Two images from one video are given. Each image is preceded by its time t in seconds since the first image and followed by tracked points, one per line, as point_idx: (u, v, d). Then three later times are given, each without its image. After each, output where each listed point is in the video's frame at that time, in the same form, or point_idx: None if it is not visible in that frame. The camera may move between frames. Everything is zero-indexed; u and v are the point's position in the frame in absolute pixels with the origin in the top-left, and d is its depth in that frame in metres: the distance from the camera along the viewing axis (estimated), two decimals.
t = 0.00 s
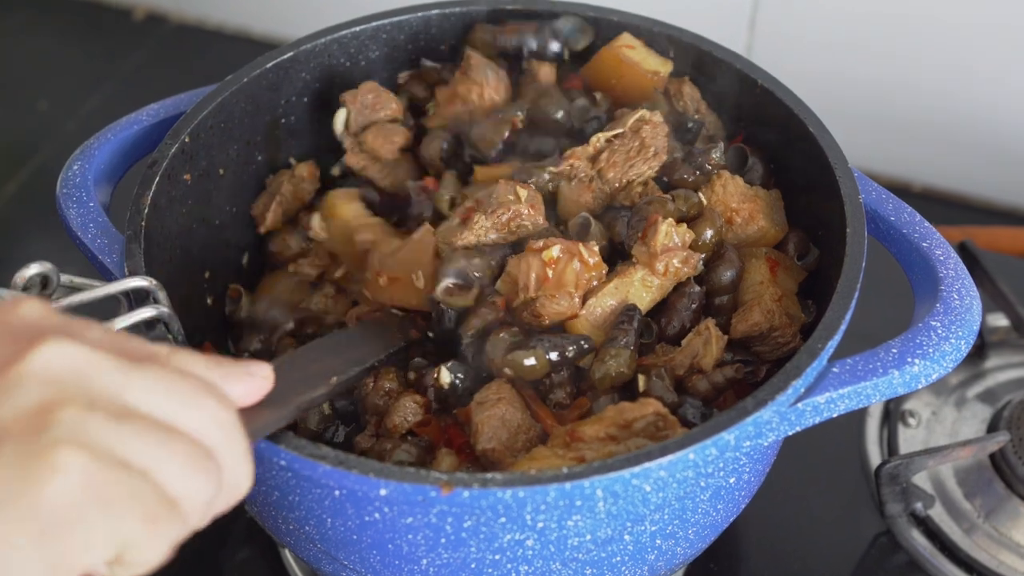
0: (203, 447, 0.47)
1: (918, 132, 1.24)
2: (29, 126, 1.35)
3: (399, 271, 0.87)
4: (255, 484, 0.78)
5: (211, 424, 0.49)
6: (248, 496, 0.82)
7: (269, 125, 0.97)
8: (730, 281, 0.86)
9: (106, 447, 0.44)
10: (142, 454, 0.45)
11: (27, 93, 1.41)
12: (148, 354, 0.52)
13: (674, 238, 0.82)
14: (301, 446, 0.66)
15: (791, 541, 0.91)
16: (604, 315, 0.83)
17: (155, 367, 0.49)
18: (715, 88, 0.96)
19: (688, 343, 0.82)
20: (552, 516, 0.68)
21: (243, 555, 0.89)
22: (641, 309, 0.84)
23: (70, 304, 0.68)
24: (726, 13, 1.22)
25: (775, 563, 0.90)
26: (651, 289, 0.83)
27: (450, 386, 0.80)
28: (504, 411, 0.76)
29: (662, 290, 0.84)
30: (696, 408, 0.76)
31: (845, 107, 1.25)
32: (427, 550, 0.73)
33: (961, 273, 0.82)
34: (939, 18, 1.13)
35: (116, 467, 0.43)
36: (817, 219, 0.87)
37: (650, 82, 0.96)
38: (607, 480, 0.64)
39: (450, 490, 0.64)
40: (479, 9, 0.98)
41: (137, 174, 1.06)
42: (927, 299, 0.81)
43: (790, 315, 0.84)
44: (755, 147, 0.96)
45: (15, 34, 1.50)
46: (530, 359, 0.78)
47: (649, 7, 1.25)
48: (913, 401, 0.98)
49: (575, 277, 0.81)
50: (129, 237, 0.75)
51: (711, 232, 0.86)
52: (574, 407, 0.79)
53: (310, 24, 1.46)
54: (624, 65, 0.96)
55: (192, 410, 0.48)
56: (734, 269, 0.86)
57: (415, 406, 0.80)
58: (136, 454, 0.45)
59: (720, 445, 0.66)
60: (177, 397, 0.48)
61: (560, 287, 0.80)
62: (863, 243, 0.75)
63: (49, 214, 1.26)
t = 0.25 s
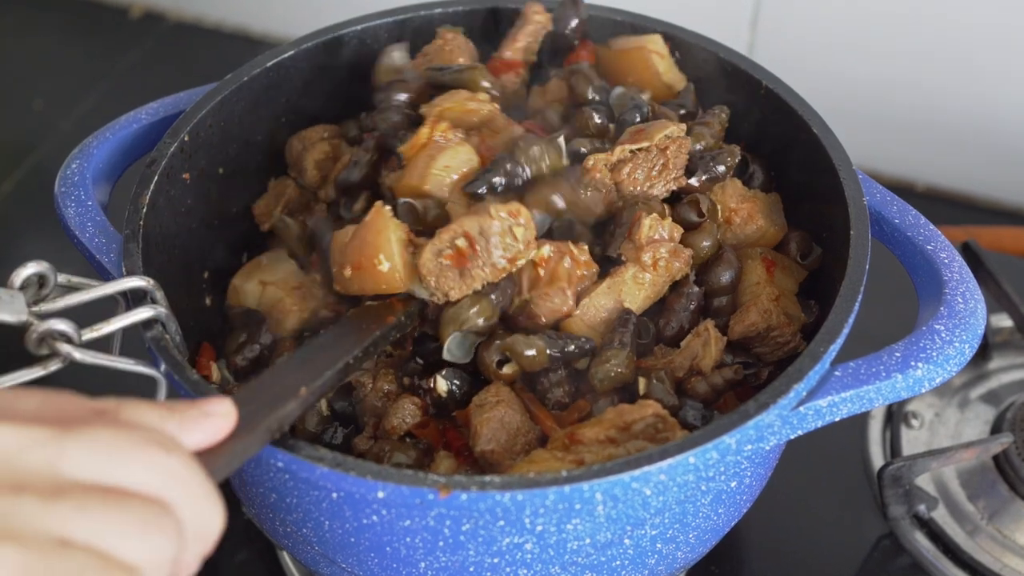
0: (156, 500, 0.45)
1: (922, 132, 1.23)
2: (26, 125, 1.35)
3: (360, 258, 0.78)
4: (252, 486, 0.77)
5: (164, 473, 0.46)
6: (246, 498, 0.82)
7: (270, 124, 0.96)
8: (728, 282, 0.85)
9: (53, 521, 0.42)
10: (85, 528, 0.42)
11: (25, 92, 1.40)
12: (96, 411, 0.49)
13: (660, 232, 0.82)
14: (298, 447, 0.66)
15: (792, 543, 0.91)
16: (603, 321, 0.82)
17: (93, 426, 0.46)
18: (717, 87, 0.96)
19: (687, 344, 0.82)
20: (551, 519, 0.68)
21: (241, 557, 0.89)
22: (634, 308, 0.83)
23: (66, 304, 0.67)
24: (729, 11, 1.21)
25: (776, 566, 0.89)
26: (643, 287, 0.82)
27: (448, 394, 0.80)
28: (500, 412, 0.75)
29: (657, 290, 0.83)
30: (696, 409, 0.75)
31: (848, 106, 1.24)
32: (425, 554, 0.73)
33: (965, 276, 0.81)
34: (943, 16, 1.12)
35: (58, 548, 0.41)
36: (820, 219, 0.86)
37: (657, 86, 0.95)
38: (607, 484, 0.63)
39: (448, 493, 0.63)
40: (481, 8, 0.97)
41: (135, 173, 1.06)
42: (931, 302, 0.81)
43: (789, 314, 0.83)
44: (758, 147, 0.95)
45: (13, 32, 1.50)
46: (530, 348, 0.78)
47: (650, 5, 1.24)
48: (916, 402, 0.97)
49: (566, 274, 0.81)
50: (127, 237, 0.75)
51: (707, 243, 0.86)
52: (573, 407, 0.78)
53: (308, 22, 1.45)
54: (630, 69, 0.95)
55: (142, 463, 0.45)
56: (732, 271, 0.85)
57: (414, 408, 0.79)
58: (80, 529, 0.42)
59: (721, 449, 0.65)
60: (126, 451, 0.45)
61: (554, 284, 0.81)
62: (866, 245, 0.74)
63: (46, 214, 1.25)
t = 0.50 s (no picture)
0: (155, 545, 0.42)
1: (925, 131, 1.23)
2: (23, 124, 1.34)
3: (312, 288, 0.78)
4: (250, 488, 0.77)
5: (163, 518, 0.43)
6: (244, 499, 0.81)
7: (269, 123, 0.95)
8: (727, 282, 0.85)
9: None
10: None
11: (21, 90, 1.40)
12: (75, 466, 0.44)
13: (650, 224, 0.82)
14: (297, 449, 0.65)
15: (794, 545, 0.90)
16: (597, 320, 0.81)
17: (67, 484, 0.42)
18: (719, 86, 0.95)
19: (687, 344, 0.81)
20: (551, 521, 0.67)
21: (240, 559, 0.88)
22: (630, 304, 0.82)
23: (63, 304, 0.67)
24: (730, 10, 1.20)
25: (779, 568, 0.89)
26: (638, 281, 0.81)
27: (448, 400, 0.79)
28: (499, 413, 0.75)
29: (654, 290, 0.83)
30: (697, 410, 0.75)
31: (850, 105, 1.24)
32: (425, 556, 0.72)
33: (968, 276, 0.80)
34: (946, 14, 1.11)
35: None
36: (822, 219, 0.85)
37: (649, 99, 0.98)
38: (607, 485, 0.62)
39: (448, 495, 0.62)
40: (480, 6, 0.96)
41: (133, 172, 1.05)
42: (934, 302, 0.80)
43: (789, 312, 0.82)
44: (760, 146, 0.94)
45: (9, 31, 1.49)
46: (498, 334, 0.76)
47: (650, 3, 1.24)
48: (919, 403, 0.97)
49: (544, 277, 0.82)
50: (124, 237, 0.74)
51: (703, 245, 0.86)
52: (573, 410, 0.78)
53: (306, 21, 1.45)
54: (622, 86, 0.97)
55: (134, 511, 0.42)
56: (730, 269, 0.85)
57: (413, 410, 0.79)
58: None
59: (722, 450, 0.65)
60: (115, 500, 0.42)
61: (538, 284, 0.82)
62: (869, 245, 0.74)
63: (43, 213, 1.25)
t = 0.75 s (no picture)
0: (116, 510, 0.41)
1: (927, 130, 1.22)
2: (18, 123, 1.34)
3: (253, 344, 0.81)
4: (249, 490, 0.76)
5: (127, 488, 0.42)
6: (242, 501, 0.81)
7: (267, 123, 0.95)
8: (728, 282, 0.84)
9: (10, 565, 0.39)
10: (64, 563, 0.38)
11: (17, 89, 1.39)
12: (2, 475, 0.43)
13: (653, 224, 0.83)
14: (296, 450, 0.64)
15: (795, 547, 0.90)
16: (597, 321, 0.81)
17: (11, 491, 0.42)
18: (721, 85, 0.94)
19: (688, 345, 0.80)
20: (551, 523, 0.66)
21: (238, 561, 0.88)
22: (631, 304, 0.81)
23: (60, 305, 0.66)
24: (733, 8, 1.20)
25: (780, 570, 0.88)
26: (639, 281, 0.81)
27: (448, 399, 0.78)
28: (499, 414, 0.74)
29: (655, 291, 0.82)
30: (698, 411, 0.74)
31: (853, 104, 1.23)
32: (424, 558, 0.72)
33: (972, 276, 0.80)
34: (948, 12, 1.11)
35: None
36: (825, 220, 0.85)
37: (641, 110, 0.97)
38: (608, 487, 0.62)
39: (448, 497, 0.62)
40: (481, 5, 0.96)
41: (130, 172, 1.05)
42: (938, 303, 0.79)
43: (790, 312, 0.82)
44: (762, 146, 0.94)
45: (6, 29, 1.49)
46: (498, 328, 0.77)
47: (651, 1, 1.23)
48: (922, 404, 0.96)
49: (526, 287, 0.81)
50: (122, 237, 0.74)
51: (703, 247, 0.86)
52: (573, 410, 0.77)
53: (305, 19, 1.44)
54: (611, 108, 0.97)
55: (93, 480, 0.42)
56: (731, 270, 0.84)
57: (412, 411, 0.78)
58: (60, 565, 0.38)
59: (724, 452, 0.64)
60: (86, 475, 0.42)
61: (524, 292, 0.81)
62: (872, 245, 0.73)
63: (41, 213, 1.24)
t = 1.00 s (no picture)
0: None
1: (930, 129, 1.22)
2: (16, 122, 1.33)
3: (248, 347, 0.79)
4: (246, 490, 0.76)
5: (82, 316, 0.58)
6: (240, 503, 0.80)
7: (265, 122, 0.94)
8: (729, 282, 0.83)
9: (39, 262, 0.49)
10: None
11: (13, 89, 1.38)
12: None
13: (654, 224, 0.83)
14: (294, 451, 0.64)
15: (797, 548, 0.89)
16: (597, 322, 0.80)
17: None
18: (722, 84, 0.94)
19: (689, 345, 0.80)
20: (552, 525, 0.66)
21: (236, 564, 0.88)
22: (632, 304, 0.81)
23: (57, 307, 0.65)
24: (734, 7, 1.19)
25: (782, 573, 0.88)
26: (640, 281, 0.81)
27: (445, 399, 0.78)
28: (498, 415, 0.74)
29: (655, 291, 0.82)
30: (699, 412, 0.74)
31: (854, 103, 1.22)
32: (423, 560, 0.71)
33: (975, 276, 0.79)
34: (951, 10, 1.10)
35: None
36: (827, 220, 0.84)
37: (642, 110, 0.97)
38: (608, 489, 0.61)
39: (447, 499, 0.61)
40: (480, 3, 0.95)
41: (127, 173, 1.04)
42: (941, 303, 0.79)
43: (791, 312, 0.81)
44: (764, 146, 0.93)
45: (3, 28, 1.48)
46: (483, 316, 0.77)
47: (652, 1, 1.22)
48: (925, 406, 0.95)
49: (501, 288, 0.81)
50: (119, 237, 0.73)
51: (703, 247, 0.85)
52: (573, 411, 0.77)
53: (304, 18, 1.44)
54: (611, 107, 0.97)
55: None
56: (732, 270, 0.83)
57: (411, 412, 0.77)
58: None
59: (726, 453, 0.64)
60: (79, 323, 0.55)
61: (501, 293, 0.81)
62: (875, 245, 0.73)
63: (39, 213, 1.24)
